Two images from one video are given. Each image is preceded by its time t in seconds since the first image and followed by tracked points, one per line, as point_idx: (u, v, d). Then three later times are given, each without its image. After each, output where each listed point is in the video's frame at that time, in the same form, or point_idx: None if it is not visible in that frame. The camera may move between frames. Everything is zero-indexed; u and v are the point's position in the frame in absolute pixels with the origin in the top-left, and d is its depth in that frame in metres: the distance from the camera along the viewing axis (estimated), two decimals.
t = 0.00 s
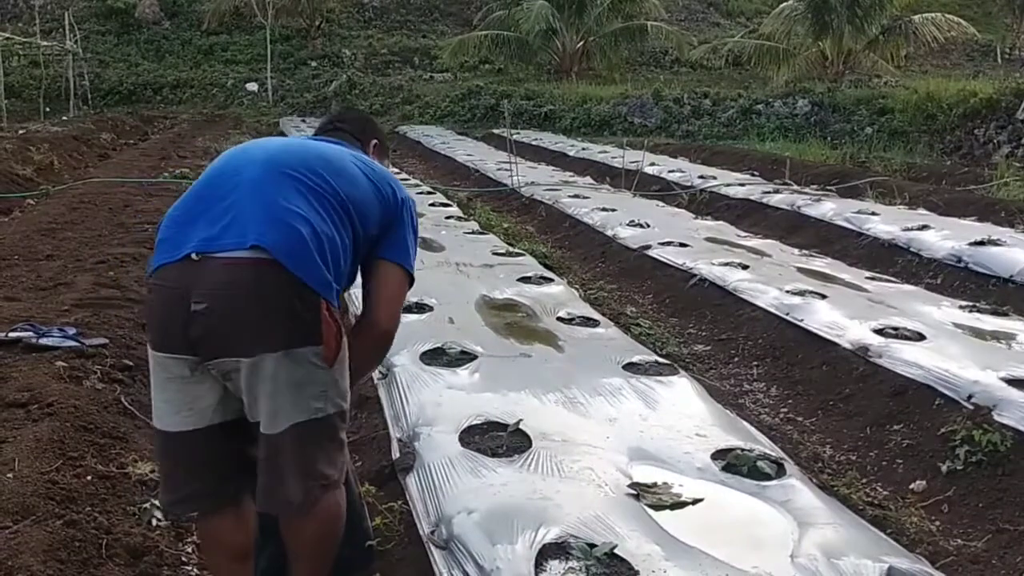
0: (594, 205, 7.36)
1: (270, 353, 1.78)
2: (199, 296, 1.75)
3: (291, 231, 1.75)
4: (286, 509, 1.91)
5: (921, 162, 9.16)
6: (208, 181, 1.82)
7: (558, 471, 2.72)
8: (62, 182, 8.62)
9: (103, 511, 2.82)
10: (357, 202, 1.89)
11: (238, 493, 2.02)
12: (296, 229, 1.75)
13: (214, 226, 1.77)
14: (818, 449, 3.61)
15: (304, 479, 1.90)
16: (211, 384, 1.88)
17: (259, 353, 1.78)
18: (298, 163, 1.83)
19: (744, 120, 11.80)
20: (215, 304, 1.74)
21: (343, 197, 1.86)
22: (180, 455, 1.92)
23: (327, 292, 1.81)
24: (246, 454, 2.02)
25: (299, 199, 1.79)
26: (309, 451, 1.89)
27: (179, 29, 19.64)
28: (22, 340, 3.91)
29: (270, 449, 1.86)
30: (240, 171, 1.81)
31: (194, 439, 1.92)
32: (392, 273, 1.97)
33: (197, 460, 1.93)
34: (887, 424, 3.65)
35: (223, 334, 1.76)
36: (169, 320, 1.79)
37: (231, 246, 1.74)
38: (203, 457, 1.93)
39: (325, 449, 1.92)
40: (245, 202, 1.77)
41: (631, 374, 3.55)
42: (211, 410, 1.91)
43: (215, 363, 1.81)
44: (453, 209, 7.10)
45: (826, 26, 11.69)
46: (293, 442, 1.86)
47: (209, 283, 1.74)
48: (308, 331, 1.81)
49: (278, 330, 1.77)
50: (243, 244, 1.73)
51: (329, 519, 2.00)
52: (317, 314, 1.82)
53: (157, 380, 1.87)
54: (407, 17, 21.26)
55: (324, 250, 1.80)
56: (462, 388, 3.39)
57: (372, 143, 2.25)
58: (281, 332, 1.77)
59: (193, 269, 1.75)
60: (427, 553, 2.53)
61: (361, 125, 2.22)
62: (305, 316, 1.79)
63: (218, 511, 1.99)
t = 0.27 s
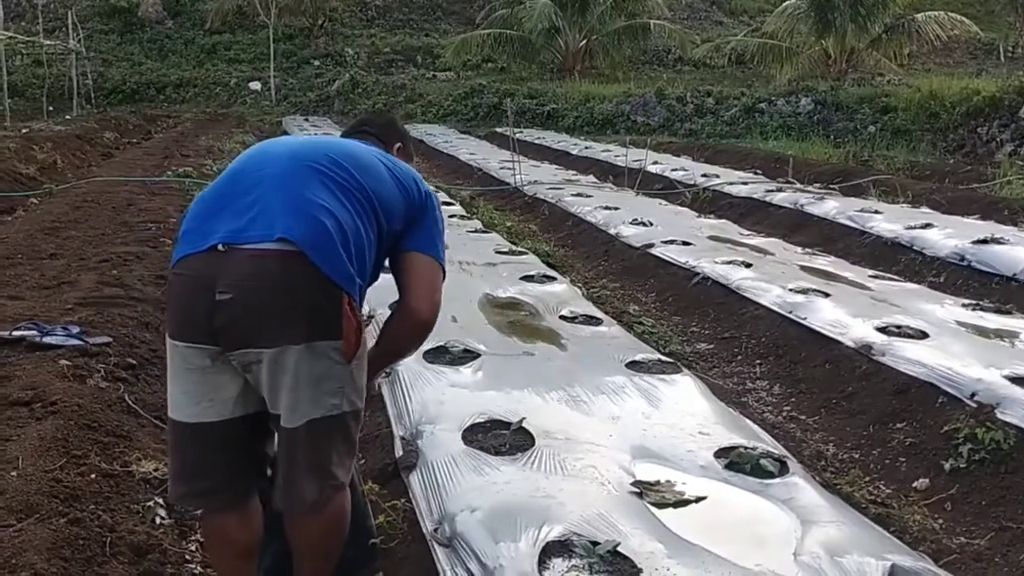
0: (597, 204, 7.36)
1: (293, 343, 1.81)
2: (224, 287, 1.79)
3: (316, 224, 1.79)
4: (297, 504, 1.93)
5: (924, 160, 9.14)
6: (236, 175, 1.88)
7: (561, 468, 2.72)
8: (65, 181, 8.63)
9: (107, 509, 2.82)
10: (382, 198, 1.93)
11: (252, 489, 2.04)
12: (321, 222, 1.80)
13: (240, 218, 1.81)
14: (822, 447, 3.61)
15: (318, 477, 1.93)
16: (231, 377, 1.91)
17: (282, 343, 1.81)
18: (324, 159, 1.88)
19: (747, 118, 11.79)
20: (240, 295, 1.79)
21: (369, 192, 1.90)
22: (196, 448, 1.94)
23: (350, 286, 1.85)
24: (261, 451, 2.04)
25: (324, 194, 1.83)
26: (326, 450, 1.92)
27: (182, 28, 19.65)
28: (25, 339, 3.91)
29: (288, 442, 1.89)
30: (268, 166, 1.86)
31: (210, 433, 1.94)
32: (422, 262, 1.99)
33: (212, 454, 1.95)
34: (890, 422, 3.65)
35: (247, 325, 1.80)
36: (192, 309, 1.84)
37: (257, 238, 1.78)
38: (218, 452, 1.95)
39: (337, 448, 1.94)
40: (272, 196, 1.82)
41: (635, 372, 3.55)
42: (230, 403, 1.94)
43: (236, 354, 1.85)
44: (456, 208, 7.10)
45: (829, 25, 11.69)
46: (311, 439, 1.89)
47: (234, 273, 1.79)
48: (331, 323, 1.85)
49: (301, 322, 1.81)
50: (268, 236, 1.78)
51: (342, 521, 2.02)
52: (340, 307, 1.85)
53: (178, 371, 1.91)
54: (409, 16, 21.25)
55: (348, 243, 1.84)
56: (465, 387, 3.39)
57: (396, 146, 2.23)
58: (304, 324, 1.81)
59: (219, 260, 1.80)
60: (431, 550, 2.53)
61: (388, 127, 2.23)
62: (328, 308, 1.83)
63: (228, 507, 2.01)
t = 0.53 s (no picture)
0: (597, 207, 7.37)
1: (298, 347, 1.82)
2: (230, 288, 1.80)
3: (323, 228, 1.80)
4: (297, 509, 1.93)
5: (925, 162, 9.14)
6: (246, 178, 1.89)
7: (561, 472, 2.72)
8: (66, 185, 8.64)
9: (106, 513, 2.82)
10: (392, 205, 1.93)
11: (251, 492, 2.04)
12: (329, 226, 1.81)
13: (247, 220, 1.82)
14: (821, 450, 3.61)
15: (321, 483, 1.93)
16: (234, 379, 1.92)
17: (287, 346, 1.82)
18: (334, 164, 1.89)
19: (748, 121, 11.79)
20: (245, 297, 1.79)
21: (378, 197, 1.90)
22: (198, 449, 1.95)
23: (356, 291, 1.85)
24: (263, 454, 2.05)
25: (332, 198, 1.84)
26: (329, 455, 1.92)
27: (183, 31, 19.67)
28: (25, 343, 3.92)
29: (291, 446, 1.90)
30: (278, 170, 1.87)
31: (212, 434, 1.95)
32: (444, 269, 1.97)
33: (213, 455, 1.95)
34: (890, 426, 3.65)
35: (252, 326, 1.81)
36: (197, 309, 1.84)
37: (264, 240, 1.79)
38: (219, 454, 1.96)
39: (341, 453, 1.95)
40: (281, 199, 1.83)
41: (634, 376, 3.55)
42: (233, 406, 1.94)
43: (240, 356, 1.85)
44: (456, 211, 7.11)
45: (829, 28, 11.70)
46: (315, 443, 1.90)
47: (240, 275, 1.79)
48: (335, 328, 1.85)
49: (305, 325, 1.81)
50: (275, 239, 1.79)
51: (343, 528, 2.02)
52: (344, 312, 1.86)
53: (183, 372, 1.92)
54: (410, 19, 21.27)
55: (355, 248, 1.84)
56: (464, 390, 3.39)
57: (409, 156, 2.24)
58: (308, 328, 1.82)
59: (225, 261, 1.81)
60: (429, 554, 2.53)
61: (399, 137, 2.24)
62: (332, 312, 1.84)
63: (228, 509, 2.01)
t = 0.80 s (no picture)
0: (596, 207, 7.37)
1: (298, 350, 1.82)
2: (231, 289, 1.80)
3: (326, 232, 1.80)
4: (297, 510, 1.93)
5: (924, 162, 9.14)
6: (252, 182, 1.89)
7: (559, 473, 2.71)
8: (64, 187, 8.64)
9: (103, 514, 2.82)
10: (398, 215, 1.92)
11: (250, 492, 2.03)
12: (332, 231, 1.80)
13: (251, 222, 1.83)
14: (820, 450, 3.61)
15: (323, 483, 1.93)
16: (233, 381, 1.92)
17: (287, 350, 1.82)
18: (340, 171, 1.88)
19: (747, 121, 11.79)
20: (246, 298, 1.79)
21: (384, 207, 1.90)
22: (193, 449, 1.95)
23: (358, 297, 1.85)
24: (260, 453, 2.04)
25: (337, 205, 1.84)
26: (331, 457, 1.92)
27: (181, 33, 19.68)
28: (23, 344, 3.91)
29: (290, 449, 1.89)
30: (284, 175, 1.87)
31: (209, 435, 1.95)
32: (457, 290, 1.97)
33: (211, 454, 1.95)
34: (889, 426, 3.65)
35: (252, 328, 1.81)
36: (197, 309, 1.85)
37: (266, 242, 1.80)
38: (216, 453, 1.96)
39: (341, 454, 1.94)
40: (285, 203, 1.83)
41: (633, 376, 3.55)
42: (230, 406, 1.94)
43: (239, 357, 1.85)
44: (454, 212, 7.11)
45: (828, 28, 11.71)
46: (316, 444, 1.89)
47: (241, 276, 1.80)
48: (335, 332, 1.85)
49: (305, 329, 1.81)
50: (278, 241, 1.79)
51: (344, 528, 2.02)
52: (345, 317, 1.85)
53: (182, 373, 1.92)
54: (409, 20, 21.27)
55: (358, 253, 1.84)
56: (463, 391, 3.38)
57: (413, 169, 2.24)
58: (309, 330, 1.82)
59: (227, 262, 1.81)
60: (427, 555, 2.52)
61: (404, 150, 2.23)
62: (332, 316, 1.84)
63: (226, 508, 2.01)
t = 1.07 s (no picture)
0: (596, 207, 7.37)
1: (311, 352, 1.83)
2: (246, 290, 1.81)
3: (345, 238, 1.81)
4: (305, 510, 1.94)
5: (925, 162, 9.14)
6: (272, 185, 1.91)
7: (560, 472, 2.72)
8: (65, 189, 8.65)
9: (105, 515, 2.83)
10: (415, 224, 1.93)
11: (254, 491, 2.04)
12: (350, 236, 1.81)
13: (269, 223, 1.84)
14: (821, 450, 3.61)
15: (333, 484, 1.94)
16: (241, 382, 1.92)
17: (301, 352, 1.83)
18: (359, 179, 1.90)
19: (747, 121, 11.80)
20: (261, 299, 1.80)
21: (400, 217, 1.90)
22: (199, 449, 1.95)
23: (372, 302, 1.86)
24: (265, 454, 2.05)
25: (355, 211, 1.85)
26: (341, 457, 1.93)
27: (182, 34, 19.69)
28: (24, 346, 3.92)
29: (300, 450, 1.90)
30: (304, 180, 1.88)
31: (216, 434, 1.95)
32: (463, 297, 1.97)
33: (218, 454, 1.96)
34: (889, 425, 3.65)
35: (267, 328, 1.81)
36: (210, 308, 1.85)
37: (285, 243, 1.81)
38: (222, 453, 1.96)
39: (349, 455, 1.95)
40: (303, 207, 1.84)
41: (633, 376, 3.55)
42: (238, 406, 1.95)
43: (251, 358, 1.86)
44: (455, 213, 7.11)
45: (828, 28, 11.72)
46: (327, 445, 1.90)
47: (257, 277, 1.81)
48: (349, 336, 1.86)
49: (320, 330, 1.83)
50: (297, 243, 1.80)
51: (350, 530, 2.03)
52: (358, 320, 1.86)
53: (189, 373, 1.92)
54: (409, 21, 21.28)
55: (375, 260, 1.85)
56: (463, 391, 3.39)
57: (416, 180, 2.25)
58: (322, 334, 1.83)
59: (244, 262, 1.82)
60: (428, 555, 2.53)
61: (406, 161, 2.23)
62: (346, 321, 1.85)
63: (230, 507, 2.01)
